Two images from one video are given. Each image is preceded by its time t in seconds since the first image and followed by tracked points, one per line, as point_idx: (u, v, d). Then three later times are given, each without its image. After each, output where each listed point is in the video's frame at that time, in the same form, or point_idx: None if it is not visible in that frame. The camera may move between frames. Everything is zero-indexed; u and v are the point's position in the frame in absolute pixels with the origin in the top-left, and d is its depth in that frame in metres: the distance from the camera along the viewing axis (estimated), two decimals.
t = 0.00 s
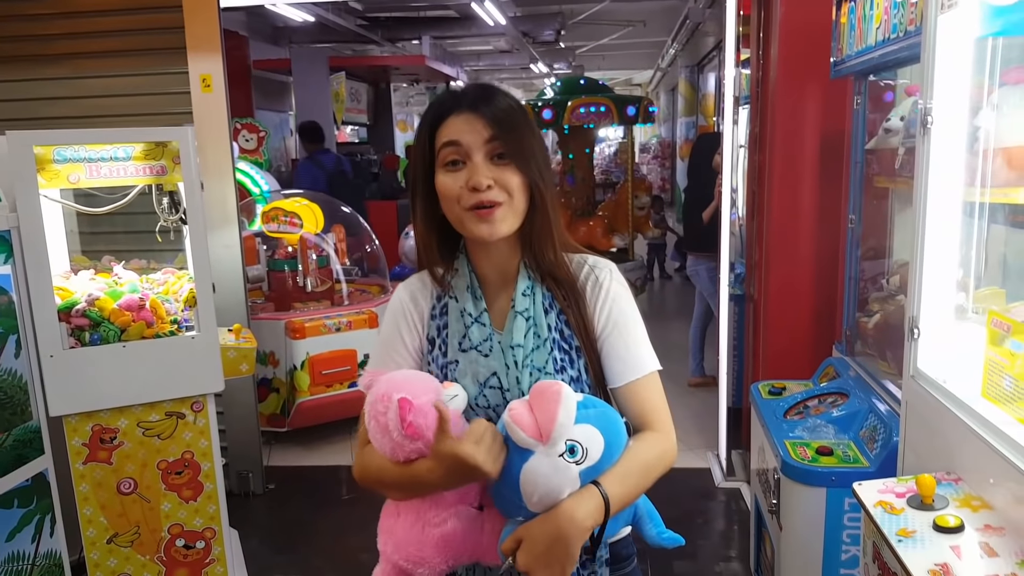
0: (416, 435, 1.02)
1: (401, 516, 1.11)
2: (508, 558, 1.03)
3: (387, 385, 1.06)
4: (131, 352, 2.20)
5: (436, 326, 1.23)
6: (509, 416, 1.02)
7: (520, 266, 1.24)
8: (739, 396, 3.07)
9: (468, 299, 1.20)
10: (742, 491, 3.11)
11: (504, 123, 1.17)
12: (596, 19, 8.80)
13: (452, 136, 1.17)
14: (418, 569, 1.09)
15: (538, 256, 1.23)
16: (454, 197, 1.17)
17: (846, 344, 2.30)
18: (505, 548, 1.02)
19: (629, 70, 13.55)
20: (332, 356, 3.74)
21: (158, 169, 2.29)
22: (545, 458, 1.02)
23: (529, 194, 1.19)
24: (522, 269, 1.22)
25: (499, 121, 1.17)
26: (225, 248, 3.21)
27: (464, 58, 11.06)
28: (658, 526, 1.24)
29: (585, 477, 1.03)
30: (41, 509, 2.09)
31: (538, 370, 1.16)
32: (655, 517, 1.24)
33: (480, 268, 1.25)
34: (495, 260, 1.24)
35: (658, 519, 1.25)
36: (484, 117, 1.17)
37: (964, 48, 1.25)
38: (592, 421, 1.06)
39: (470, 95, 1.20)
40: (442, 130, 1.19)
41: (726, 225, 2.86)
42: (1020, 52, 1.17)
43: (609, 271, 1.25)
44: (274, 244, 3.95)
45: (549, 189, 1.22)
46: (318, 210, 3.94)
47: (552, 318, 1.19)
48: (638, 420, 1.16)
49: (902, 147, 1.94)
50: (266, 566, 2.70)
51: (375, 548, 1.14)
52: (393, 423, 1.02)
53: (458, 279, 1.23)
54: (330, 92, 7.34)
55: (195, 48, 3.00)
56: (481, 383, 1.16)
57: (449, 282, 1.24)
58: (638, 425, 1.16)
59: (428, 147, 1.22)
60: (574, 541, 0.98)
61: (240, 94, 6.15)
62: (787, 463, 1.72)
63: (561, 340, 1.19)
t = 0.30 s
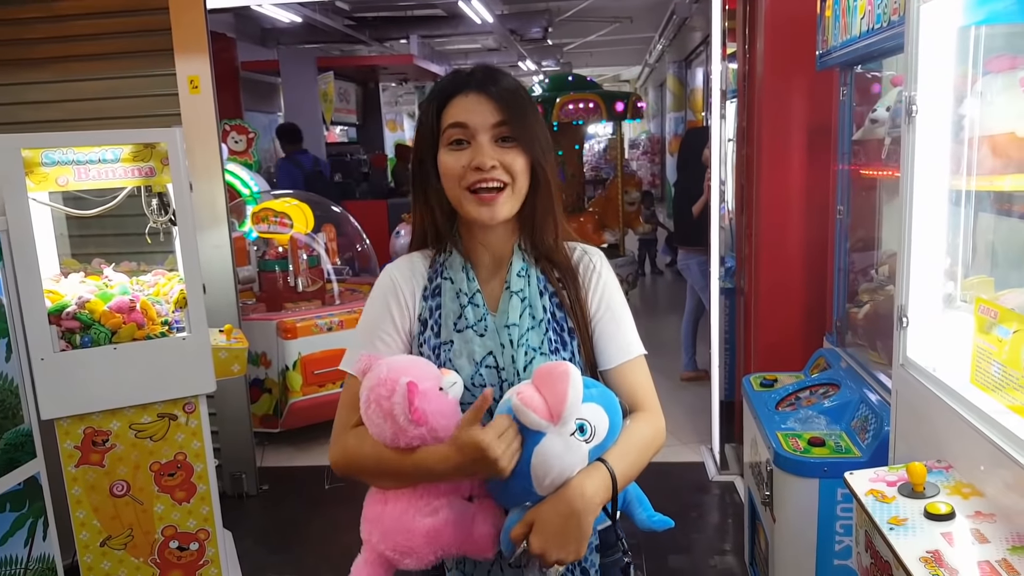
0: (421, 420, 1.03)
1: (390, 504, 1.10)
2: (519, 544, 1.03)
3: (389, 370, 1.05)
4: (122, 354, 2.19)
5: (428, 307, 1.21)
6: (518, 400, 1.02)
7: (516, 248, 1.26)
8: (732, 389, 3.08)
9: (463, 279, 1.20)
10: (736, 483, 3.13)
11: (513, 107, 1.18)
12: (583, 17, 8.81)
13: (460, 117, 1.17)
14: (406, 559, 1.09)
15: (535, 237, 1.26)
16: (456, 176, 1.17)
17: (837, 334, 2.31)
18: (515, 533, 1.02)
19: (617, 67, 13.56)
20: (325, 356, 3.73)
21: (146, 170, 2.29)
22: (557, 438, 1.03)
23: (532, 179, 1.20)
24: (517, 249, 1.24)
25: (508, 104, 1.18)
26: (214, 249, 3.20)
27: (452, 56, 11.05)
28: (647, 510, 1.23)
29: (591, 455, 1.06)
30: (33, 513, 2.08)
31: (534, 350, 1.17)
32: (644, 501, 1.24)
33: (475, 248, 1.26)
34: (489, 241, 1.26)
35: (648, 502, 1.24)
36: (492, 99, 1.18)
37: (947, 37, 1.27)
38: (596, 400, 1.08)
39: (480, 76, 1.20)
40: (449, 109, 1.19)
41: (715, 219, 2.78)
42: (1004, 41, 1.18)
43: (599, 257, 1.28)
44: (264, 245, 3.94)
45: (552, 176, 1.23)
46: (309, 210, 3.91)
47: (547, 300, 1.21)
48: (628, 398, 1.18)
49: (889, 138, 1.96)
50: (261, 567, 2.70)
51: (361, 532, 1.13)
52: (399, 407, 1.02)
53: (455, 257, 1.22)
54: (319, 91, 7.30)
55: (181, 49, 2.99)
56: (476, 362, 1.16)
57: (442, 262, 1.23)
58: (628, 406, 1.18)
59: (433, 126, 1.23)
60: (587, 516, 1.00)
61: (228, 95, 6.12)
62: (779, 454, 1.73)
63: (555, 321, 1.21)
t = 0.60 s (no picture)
0: (413, 414, 1.02)
1: (381, 497, 1.10)
2: (508, 541, 1.03)
3: (384, 363, 1.05)
4: (113, 354, 2.18)
5: (426, 308, 1.21)
6: (513, 395, 1.01)
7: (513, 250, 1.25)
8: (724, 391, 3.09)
9: (461, 280, 1.21)
10: (728, 486, 3.13)
11: (508, 109, 1.18)
12: (578, 19, 8.83)
13: (456, 119, 1.18)
14: (394, 552, 1.09)
15: (532, 240, 1.25)
16: (453, 177, 1.17)
17: (828, 337, 2.32)
18: (506, 530, 1.02)
19: (612, 69, 13.58)
20: (317, 356, 3.72)
21: (139, 169, 2.27)
22: (551, 434, 1.02)
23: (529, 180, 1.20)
24: (514, 253, 1.24)
25: (503, 106, 1.18)
26: (206, 248, 3.19)
27: (447, 57, 11.05)
28: (636, 510, 1.23)
29: (583, 454, 1.06)
30: (22, 513, 2.07)
31: (529, 352, 1.17)
32: (633, 501, 1.24)
33: (473, 250, 1.26)
34: (486, 243, 1.26)
35: (636, 503, 1.24)
36: (489, 101, 1.18)
37: (938, 40, 1.28)
38: (588, 399, 1.09)
39: (477, 80, 1.20)
40: (446, 111, 1.19)
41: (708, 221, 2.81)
42: (995, 44, 1.19)
43: (595, 261, 1.28)
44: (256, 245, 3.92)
45: (548, 177, 1.24)
46: (302, 210, 3.92)
47: (544, 303, 1.21)
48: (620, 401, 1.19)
49: (880, 141, 1.97)
50: (252, 567, 2.69)
51: (352, 525, 1.13)
52: (390, 400, 1.02)
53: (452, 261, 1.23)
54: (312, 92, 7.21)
55: (174, 47, 3.00)
56: (472, 363, 1.16)
57: (441, 264, 1.24)
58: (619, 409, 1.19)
59: (429, 129, 1.22)
60: (576, 515, 1.00)
61: (221, 95, 6.10)
62: (770, 456, 1.74)
63: (551, 324, 1.21)
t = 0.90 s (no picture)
0: (404, 398, 1.05)
1: (371, 484, 1.11)
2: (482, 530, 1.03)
3: (379, 349, 1.08)
4: (109, 356, 2.17)
5: (424, 303, 1.22)
6: (494, 383, 1.03)
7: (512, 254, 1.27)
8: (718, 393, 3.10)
9: (458, 277, 1.21)
10: (722, 488, 3.14)
11: (513, 122, 1.18)
12: (572, 23, 8.86)
13: (461, 132, 1.18)
14: (380, 539, 1.09)
15: (531, 248, 1.26)
16: (456, 192, 1.18)
17: (822, 340, 2.32)
18: (479, 519, 1.03)
19: (605, 73, 13.63)
20: (312, 360, 3.72)
21: (134, 173, 2.27)
22: (527, 424, 1.02)
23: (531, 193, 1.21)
24: (511, 254, 1.25)
25: (509, 120, 1.18)
26: (202, 251, 3.18)
27: (441, 61, 11.06)
28: (622, 514, 1.23)
29: (561, 448, 1.04)
30: (18, 516, 2.06)
31: (520, 349, 1.17)
32: (620, 505, 1.23)
33: (473, 256, 1.27)
34: (486, 249, 1.26)
35: (623, 507, 1.24)
36: (493, 116, 1.18)
37: (931, 45, 1.29)
38: (568, 394, 1.08)
39: (483, 90, 1.20)
40: (451, 124, 1.20)
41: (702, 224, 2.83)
42: (986, 48, 1.20)
43: (592, 266, 1.29)
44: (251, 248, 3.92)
45: (550, 187, 1.24)
46: (296, 213, 3.93)
47: (537, 302, 1.22)
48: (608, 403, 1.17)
49: (874, 144, 1.99)
50: (248, 571, 2.68)
51: (341, 508, 1.14)
52: (383, 384, 1.05)
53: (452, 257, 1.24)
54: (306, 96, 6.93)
55: (169, 50, 3.00)
56: (465, 357, 1.17)
57: (441, 261, 1.24)
58: (607, 411, 1.17)
59: (435, 138, 1.23)
60: (547, 507, 0.99)
61: (217, 98, 6.09)
62: (765, 458, 1.74)
63: (543, 323, 1.21)
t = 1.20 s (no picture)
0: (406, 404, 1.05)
1: (370, 490, 1.10)
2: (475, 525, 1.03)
3: (379, 356, 1.07)
4: (113, 359, 2.18)
5: (425, 305, 1.23)
6: (488, 381, 1.02)
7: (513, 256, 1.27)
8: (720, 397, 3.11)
9: (459, 281, 1.21)
10: (724, 492, 3.14)
11: (519, 124, 1.19)
12: (573, 28, 8.88)
13: (467, 132, 1.19)
14: (382, 544, 1.09)
15: (532, 249, 1.27)
16: (461, 190, 1.19)
17: (825, 343, 2.32)
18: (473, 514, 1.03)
19: (605, 78, 13.65)
20: (314, 363, 3.72)
21: (139, 176, 2.27)
22: (520, 421, 1.03)
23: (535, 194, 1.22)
24: (512, 260, 1.25)
25: (514, 122, 1.19)
26: (205, 255, 3.19)
27: (442, 65, 11.08)
28: (623, 519, 1.22)
29: (557, 446, 1.05)
30: (23, 518, 2.06)
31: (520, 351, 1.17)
32: (622, 510, 1.22)
33: (474, 258, 1.27)
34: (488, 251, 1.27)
35: (625, 511, 1.22)
36: (499, 117, 1.19)
37: (934, 49, 1.30)
38: (563, 391, 1.09)
39: (488, 93, 1.22)
40: (457, 124, 1.21)
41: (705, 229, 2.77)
42: (989, 52, 1.22)
43: (592, 269, 1.30)
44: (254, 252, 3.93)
45: (553, 190, 1.25)
46: (300, 218, 3.96)
47: (537, 305, 1.22)
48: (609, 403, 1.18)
49: (876, 148, 2.00)
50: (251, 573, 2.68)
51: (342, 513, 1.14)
52: (384, 390, 1.04)
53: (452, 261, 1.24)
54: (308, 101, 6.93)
55: (174, 56, 2.98)
56: (464, 359, 1.16)
57: (442, 264, 1.25)
58: (608, 411, 1.18)
59: (441, 138, 1.24)
60: (541, 504, 1.00)
61: (219, 102, 6.11)
62: (768, 462, 1.75)
63: (543, 326, 1.22)
